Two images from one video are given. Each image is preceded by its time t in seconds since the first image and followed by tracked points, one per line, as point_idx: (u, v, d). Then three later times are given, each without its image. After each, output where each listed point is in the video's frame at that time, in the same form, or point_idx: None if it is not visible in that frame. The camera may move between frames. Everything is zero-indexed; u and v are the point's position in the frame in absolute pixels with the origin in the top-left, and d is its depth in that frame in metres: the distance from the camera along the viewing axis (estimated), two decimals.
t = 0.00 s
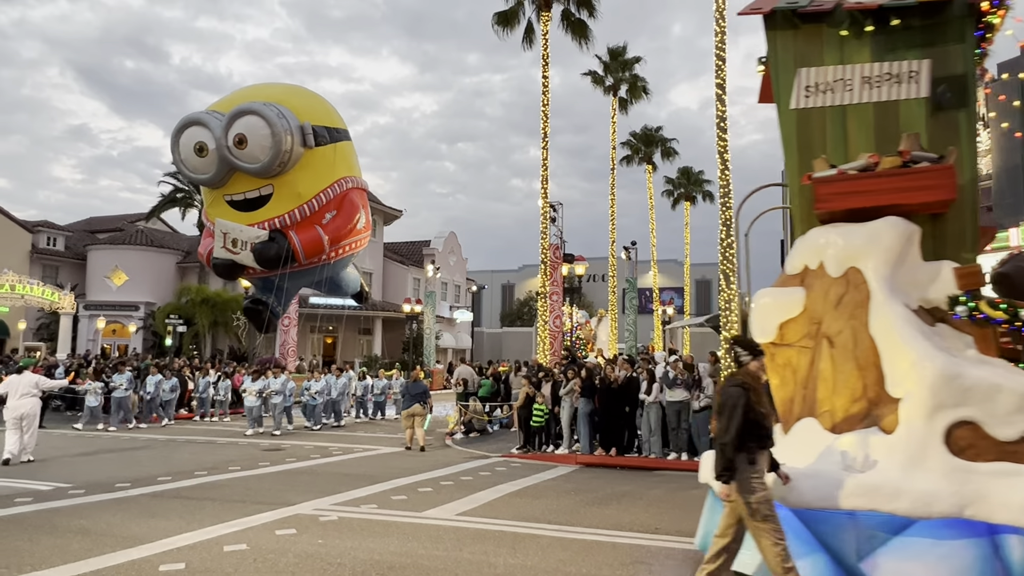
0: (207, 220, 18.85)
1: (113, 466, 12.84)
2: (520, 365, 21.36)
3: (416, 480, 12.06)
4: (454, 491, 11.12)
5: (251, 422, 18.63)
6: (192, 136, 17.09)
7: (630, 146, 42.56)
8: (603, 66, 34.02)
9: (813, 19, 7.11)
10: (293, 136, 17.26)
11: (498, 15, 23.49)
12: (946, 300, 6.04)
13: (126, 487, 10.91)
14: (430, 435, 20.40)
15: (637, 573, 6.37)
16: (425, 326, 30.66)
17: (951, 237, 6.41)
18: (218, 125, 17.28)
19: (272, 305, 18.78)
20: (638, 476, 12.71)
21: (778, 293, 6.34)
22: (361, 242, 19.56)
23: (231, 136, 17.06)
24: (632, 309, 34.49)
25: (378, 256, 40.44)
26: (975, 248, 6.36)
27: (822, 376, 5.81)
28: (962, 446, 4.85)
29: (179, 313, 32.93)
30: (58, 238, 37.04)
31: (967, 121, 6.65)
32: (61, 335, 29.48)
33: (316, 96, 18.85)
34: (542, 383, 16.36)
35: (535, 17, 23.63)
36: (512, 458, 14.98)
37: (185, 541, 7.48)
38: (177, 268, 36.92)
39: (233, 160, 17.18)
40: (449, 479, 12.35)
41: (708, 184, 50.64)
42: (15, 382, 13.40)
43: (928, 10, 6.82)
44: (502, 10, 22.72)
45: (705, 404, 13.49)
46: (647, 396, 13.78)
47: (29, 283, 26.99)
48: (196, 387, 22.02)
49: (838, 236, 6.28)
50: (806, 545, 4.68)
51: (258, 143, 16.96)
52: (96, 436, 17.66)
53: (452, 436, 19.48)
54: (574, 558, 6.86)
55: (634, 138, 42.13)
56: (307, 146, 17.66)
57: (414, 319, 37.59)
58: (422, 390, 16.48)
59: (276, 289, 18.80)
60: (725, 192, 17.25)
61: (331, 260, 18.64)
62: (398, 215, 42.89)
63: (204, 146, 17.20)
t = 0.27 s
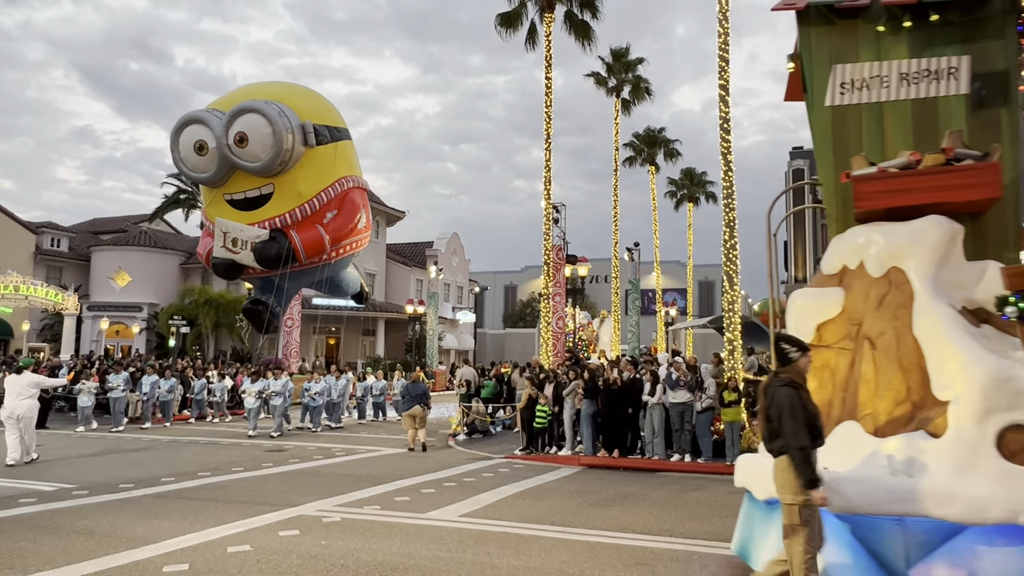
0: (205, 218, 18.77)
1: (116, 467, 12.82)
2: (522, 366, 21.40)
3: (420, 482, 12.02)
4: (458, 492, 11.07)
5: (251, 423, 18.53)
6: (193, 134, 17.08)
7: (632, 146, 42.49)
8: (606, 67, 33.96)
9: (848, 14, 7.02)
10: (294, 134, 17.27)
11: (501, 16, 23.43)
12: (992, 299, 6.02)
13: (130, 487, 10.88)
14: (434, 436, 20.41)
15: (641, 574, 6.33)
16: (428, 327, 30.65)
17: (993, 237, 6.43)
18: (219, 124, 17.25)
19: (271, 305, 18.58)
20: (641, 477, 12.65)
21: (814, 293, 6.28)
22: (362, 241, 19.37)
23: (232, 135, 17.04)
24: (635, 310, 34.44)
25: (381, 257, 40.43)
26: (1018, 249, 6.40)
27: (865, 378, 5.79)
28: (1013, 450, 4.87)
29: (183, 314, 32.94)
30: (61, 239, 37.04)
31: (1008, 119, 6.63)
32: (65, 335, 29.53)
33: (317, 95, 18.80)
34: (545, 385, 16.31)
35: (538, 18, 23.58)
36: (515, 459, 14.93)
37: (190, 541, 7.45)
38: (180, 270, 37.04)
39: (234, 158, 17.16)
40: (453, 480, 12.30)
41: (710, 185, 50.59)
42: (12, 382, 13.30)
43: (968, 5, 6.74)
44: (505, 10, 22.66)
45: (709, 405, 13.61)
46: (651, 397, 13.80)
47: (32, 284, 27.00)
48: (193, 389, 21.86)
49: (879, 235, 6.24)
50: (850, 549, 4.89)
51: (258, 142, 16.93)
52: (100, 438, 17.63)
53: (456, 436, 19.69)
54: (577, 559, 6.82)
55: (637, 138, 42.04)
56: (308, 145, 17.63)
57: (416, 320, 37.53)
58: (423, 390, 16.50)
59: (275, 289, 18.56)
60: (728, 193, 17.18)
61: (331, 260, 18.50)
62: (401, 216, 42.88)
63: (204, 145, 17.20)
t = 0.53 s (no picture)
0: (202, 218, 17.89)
1: (117, 467, 12.79)
2: (523, 366, 21.37)
3: (422, 483, 11.97)
4: (460, 493, 11.02)
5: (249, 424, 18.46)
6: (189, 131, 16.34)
7: (635, 147, 42.45)
8: (609, 67, 33.93)
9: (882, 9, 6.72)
10: (293, 133, 16.59)
11: (503, 16, 23.42)
12: None
13: (131, 488, 10.86)
14: (436, 437, 20.39)
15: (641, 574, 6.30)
16: (429, 327, 30.63)
17: None
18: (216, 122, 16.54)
19: (269, 305, 17.69)
20: (642, 479, 12.57)
21: (850, 295, 6.12)
22: (360, 241, 18.50)
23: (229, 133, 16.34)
24: (637, 311, 34.40)
25: (383, 257, 40.40)
26: None
27: (905, 382, 5.62)
28: None
29: (184, 314, 32.92)
30: (63, 239, 37.08)
31: None
32: (67, 335, 29.55)
33: (316, 93, 18.13)
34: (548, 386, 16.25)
35: (541, 18, 23.54)
36: (517, 461, 14.85)
37: (192, 542, 7.43)
38: (182, 270, 37.00)
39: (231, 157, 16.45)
40: (455, 481, 12.25)
41: (712, 186, 50.55)
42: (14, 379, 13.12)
43: None
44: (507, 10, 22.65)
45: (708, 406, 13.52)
46: (653, 398, 13.68)
47: (33, 283, 27.03)
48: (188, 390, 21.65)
49: (919, 235, 6.02)
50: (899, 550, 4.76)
51: (257, 140, 16.19)
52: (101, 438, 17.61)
53: (456, 438, 19.68)
54: (578, 560, 6.75)
55: (639, 139, 41.95)
56: (307, 143, 16.97)
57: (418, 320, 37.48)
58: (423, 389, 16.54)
59: (274, 289, 17.69)
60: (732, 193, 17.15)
61: (330, 259, 17.61)
62: (402, 216, 42.90)
63: (201, 143, 16.45)
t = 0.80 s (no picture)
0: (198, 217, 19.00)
1: (127, 468, 13.52)
2: (525, 367, 22.09)
3: (422, 483, 12.66)
4: (458, 493, 11.71)
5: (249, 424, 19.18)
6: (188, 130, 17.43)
7: (636, 148, 43.10)
8: (610, 69, 34.63)
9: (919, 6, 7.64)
10: (293, 131, 17.71)
11: (505, 18, 24.14)
12: None
13: (135, 487, 11.59)
14: (439, 437, 21.07)
15: (644, 574, 7.03)
16: (432, 328, 31.31)
17: None
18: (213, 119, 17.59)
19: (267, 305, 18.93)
20: (645, 479, 13.26)
21: (891, 296, 6.80)
22: (359, 241, 19.79)
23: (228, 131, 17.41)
24: (636, 312, 34.97)
25: (385, 257, 41.05)
26: None
27: (950, 377, 6.46)
28: None
29: (187, 315, 33.66)
30: (67, 239, 37.91)
31: None
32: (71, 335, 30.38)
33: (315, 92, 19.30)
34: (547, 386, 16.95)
35: (543, 20, 24.25)
36: (519, 462, 15.52)
37: (193, 541, 8.15)
38: (184, 269, 37.77)
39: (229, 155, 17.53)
40: (454, 481, 12.94)
41: (714, 187, 51.18)
42: (25, 383, 13.86)
43: None
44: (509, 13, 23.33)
45: (713, 407, 14.19)
46: (656, 399, 14.32)
47: (37, 283, 27.92)
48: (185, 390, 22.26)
49: (963, 233, 6.70)
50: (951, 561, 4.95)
51: (255, 138, 17.32)
52: (103, 437, 18.43)
53: (458, 438, 20.07)
54: (580, 562, 7.46)
55: (642, 140, 42.69)
56: (305, 141, 18.08)
57: (421, 321, 38.23)
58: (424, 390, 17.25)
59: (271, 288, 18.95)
60: (734, 195, 17.82)
61: (330, 258, 18.93)
62: (406, 216, 43.64)
63: (199, 141, 17.55)
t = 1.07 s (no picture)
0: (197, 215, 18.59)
1: (128, 468, 13.38)
2: (529, 368, 21.86)
3: (426, 484, 12.49)
4: (463, 494, 11.53)
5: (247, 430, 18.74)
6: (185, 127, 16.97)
7: (640, 149, 42.88)
8: (614, 70, 34.46)
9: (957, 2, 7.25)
10: (292, 130, 17.28)
11: (509, 19, 23.98)
12: None
13: (139, 488, 11.44)
14: (441, 438, 20.92)
15: (648, 575, 6.86)
16: (434, 328, 31.14)
17: None
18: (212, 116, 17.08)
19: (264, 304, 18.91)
20: (649, 481, 13.06)
21: (933, 296, 6.30)
22: (357, 240, 19.48)
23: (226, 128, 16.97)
24: (641, 313, 34.71)
25: (388, 259, 40.82)
26: None
27: (995, 384, 5.99)
28: None
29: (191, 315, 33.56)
30: (71, 240, 37.82)
31: None
32: (75, 335, 30.32)
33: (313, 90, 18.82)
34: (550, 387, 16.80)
35: (547, 20, 24.12)
36: (522, 463, 15.34)
37: (197, 541, 8.01)
38: (188, 270, 37.65)
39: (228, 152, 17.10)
40: (459, 482, 12.75)
41: (717, 188, 50.97)
42: (33, 381, 13.63)
43: None
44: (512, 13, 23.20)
45: (716, 408, 13.75)
46: (659, 400, 14.17)
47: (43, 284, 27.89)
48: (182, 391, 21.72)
49: (1007, 231, 6.28)
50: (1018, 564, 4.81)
51: (255, 136, 16.91)
52: (108, 437, 18.34)
53: (462, 438, 20.01)
54: (585, 564, 7.26)
55: (645, 141, 42.43)
56: (305, 140, 17.64)
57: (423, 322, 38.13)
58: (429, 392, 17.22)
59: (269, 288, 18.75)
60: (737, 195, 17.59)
61: (328, 258, 18.58)
62: (409, 217, 43.55)
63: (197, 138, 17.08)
